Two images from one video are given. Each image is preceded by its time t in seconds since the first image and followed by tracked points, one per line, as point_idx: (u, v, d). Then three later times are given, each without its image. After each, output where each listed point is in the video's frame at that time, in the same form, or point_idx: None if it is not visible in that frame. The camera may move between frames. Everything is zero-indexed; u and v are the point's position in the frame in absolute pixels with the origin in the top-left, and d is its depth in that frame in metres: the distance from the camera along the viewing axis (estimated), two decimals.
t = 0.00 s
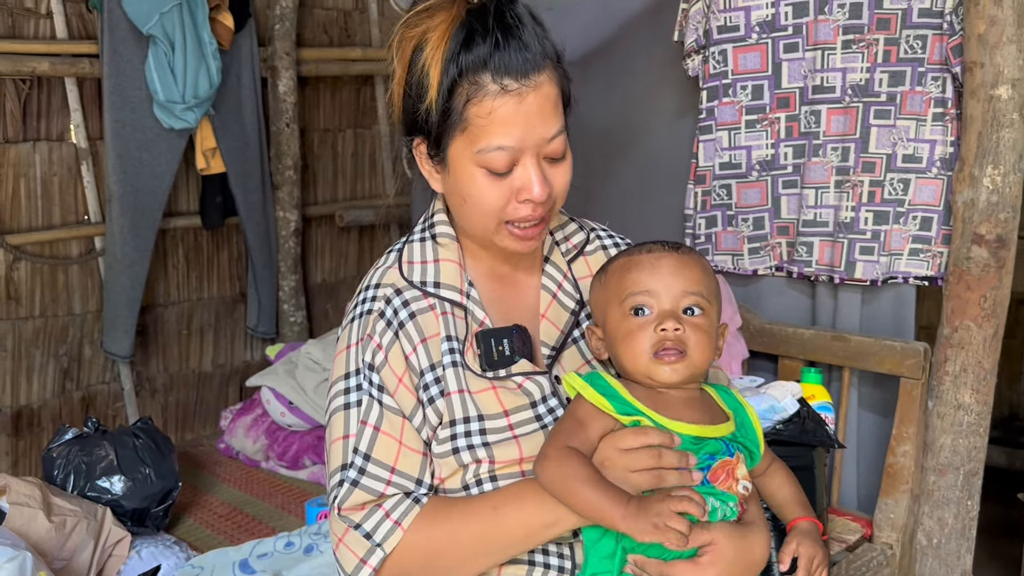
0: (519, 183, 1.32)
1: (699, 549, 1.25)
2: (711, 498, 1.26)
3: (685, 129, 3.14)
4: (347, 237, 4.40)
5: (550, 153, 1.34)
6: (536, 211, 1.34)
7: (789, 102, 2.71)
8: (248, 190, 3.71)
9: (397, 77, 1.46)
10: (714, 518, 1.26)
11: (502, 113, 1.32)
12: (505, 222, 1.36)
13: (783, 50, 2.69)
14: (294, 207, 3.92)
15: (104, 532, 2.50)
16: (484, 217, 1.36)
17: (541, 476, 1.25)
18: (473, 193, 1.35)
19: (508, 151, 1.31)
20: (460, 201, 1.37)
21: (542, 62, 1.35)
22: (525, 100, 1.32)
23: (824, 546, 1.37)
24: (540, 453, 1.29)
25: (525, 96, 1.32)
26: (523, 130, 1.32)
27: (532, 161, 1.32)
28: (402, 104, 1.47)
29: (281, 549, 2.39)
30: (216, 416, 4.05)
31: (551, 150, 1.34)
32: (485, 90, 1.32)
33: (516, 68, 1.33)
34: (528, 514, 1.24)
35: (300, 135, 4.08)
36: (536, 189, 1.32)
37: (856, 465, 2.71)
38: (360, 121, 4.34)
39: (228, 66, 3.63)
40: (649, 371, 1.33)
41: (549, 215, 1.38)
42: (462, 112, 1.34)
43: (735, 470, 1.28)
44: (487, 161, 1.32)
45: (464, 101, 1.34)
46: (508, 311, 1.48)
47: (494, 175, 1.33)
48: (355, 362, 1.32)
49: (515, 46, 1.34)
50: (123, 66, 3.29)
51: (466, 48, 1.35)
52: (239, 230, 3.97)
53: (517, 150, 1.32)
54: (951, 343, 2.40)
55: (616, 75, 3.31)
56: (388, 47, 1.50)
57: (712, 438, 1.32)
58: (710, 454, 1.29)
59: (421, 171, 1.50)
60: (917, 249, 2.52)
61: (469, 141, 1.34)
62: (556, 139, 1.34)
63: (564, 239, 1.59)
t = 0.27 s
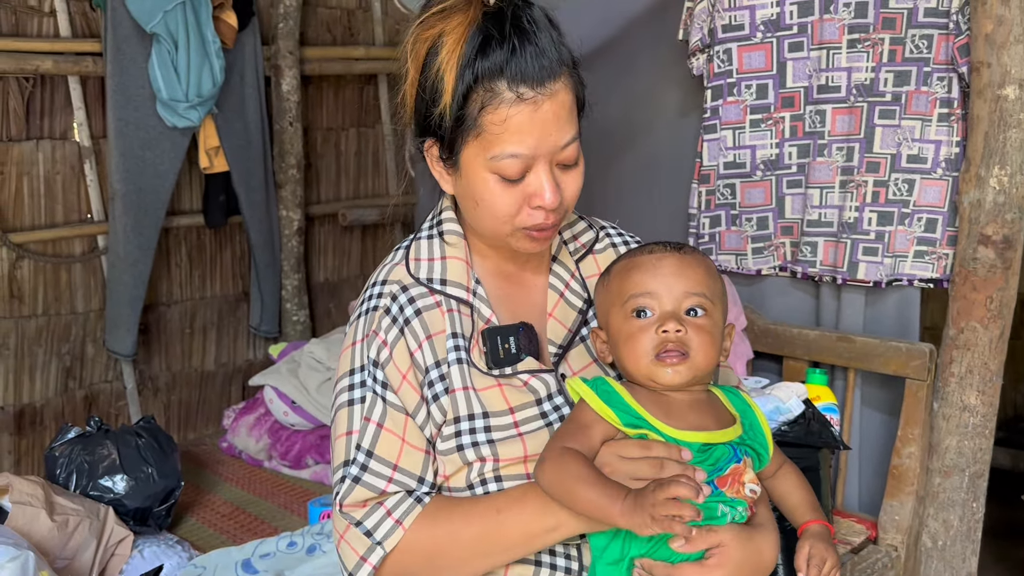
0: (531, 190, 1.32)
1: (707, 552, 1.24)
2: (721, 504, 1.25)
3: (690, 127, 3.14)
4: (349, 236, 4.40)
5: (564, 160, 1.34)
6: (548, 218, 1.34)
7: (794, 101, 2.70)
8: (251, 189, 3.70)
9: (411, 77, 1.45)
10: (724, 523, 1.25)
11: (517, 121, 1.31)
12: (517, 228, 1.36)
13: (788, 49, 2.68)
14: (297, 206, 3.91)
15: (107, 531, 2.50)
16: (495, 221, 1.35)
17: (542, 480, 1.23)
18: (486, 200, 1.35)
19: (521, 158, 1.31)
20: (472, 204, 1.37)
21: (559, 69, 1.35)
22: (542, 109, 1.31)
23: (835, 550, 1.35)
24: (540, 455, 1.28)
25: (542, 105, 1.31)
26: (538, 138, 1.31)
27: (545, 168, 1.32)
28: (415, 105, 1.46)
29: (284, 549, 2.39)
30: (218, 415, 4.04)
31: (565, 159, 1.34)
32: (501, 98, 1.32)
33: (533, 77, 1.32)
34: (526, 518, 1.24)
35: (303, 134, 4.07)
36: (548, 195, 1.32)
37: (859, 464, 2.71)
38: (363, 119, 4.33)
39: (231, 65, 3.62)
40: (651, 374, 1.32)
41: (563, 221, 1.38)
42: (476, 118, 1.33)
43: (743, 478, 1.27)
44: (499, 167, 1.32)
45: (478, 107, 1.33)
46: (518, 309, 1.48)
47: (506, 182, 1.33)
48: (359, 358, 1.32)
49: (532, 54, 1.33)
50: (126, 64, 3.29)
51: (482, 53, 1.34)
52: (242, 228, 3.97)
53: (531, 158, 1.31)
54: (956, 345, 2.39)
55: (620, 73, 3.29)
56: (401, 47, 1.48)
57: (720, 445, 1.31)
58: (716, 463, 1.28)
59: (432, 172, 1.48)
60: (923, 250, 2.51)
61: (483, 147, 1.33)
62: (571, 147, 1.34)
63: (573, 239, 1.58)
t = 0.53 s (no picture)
0: (546, 195, 1.32)
1: (718, 560, 1.25)
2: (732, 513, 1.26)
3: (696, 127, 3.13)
4: (354, 235, 4.39)
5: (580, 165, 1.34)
6: (563, 223, 1.34)
7: (800, 101, 2.69)
8: (256, 188, 3.70)
9: (430, 75, 1.44)
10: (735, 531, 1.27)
11: (536, 127, 1.30)
12: (531, 232, 1.35)
13: (794, 48, 2.67)
14: (302, 205, 3.91)
15: (111, 530, 2.49)
16: (510, 225, 1.35)
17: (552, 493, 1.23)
18: (500, 203, 1.34)
19: (539, 164, 1.30)
20: (486, 205, 1.36)
21: (580, 74, 1.34)
22: (560, 115, 1.31)
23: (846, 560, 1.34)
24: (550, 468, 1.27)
25: (560, 111, 1.31)
26: (556, 144, 1.30)
27: (562, 174, 1.32)
28: (432, 103, 1.45)
29: (289, 549, 2.38)
30: (222, 415, 4.04)
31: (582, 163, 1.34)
32: (520, 103, 1.31)
33: (554, 83, 1.31)
34: (534, 525, 1.23)
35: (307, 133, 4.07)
36: (564, 201, 1.31)
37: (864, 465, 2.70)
38: (368, 119, 4.32)
39: (236, 64, 3.62)
40: (662, 379, 1.32)
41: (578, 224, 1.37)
42: (495, 121, 1.32)
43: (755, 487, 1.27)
44: (516, 172, 1.31)
45: (497, 111, 1.32)
46: (529, 309, 1.47)
47: (522, 186, 1.32)
48: (370, 355, 1.31)
49: (553, 59, 1.32)
50: (131, 62, 3.29)
51: (503, 57, 1.33)
52: (246, 228, 3.96)
53: (548, 163, 1.31)
54: (963, 345, 2.38)
55: (628, 70, 3.27)
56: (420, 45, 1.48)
57: (733, 451, 1.30)
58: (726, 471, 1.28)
59: (448, 171, 1.47)
60: (929, 252, 2.50)
61: (500, 150, 1.33)
62: (589, 153, 1.34)
63: (586, 239, 1.58)
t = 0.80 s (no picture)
0: (552, 196, 1.32)
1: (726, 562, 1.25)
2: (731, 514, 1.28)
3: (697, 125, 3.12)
4: (355, 235, 4.40)
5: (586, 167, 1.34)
6: (568, 224, 1.34)
7: (801, 100, 2.69)
8: (257, 187, 3.71)
9: (435, 76, 1.44)
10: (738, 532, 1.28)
11: (543, 127, 1.30)
12: (536, 232, 1.36)
13: (795, 48, 2.68)
14: (303, 204, 3.90)
15: (113, 529, 2.50)
16: (515, 226, 1.35)
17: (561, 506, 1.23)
18: (506, 203, 1.34)
19: (545, 165, 1.30)
20: (491, 205, 1.36)
21: (588, 75, 1.34)
22: (567, 114, 1.31)
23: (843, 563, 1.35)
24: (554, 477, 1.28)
25: (569, 111, 1.31)
26: (563, 146, 1.31)
27: (568, 174, 1.32)
28: (438, 103, 1.46)
29: (290, 548, 2.38)
30: (223, 414, 4.04)
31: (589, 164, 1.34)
32: (527, 103, 1.31)
33: (561, 83, 1.31)
34: (538, 529, 1.25)
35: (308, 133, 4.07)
36: (570, 201, 1.31)
37: (864, 465, 2.71)
38: (369, 118, 4.32)
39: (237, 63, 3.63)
40: (663, 382, 1.32)
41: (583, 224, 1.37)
42: (502, 121, 1.33)
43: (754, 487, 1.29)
44: (522, 173, 1.31)
45: (504, 111, 1.33)
46: (528, 308, 1.47)
47: (529, 187, 1.32)
48: (375, 356, 1.30)
49: (561, 59, 1.33)
50: (132, 62, 3.29)
51: (510, 58, 1.34)
52: (248, 227, 3.96)
53: (555, 163, 1.31)
54: (964, 345, 2.38)
55: (629, 69, 3.27)
56: (426, 46, 1.48)
57: (732, 454, 1.31)
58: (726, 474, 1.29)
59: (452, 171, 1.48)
60: (928, 251, 2.51)
61: (507, 150, 1.33)
62: (595, 154, 1.34)
63: (588, 240, 1.58)
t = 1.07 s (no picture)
0: (547, 197, 1.33)
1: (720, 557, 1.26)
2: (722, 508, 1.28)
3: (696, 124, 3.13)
4: (353, 234, 4.40)
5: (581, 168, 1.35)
6: (563, 224, 1.35)
7: (798, 100, 2.70)
8: (255, 185, 3.71)
9: (434, 74, 1.44)
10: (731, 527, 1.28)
11: (540, 129, 1.31)
12: (531, 233, 1.36)
13: (792, 47, 2.68)
14: (301, 203, 3.90)
15: (110, 526, 2.50)
16: (511, 226, 1.36)
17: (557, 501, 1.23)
18: (501, 204, 1.35)
19: (541, 166, 1.31)
20: (487, 205, 1.37)
21: (585, 78, 1.35)
22: (563, 117, 1.31)
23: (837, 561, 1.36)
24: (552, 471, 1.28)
25: (564, 114, 1.32)
26: (559, 147, 1.31)
27: (563, 176, 1.33)
28: (437, 101, 1.46)
29: (287, 545, 2.39)
30: (222, 412, 4.05)
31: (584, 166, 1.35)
32: (524, 105, 1.32)
33: (558, 86, 1.32)
34: (532, 524, 1.25)
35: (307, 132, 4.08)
36: (564, 203, 1.32)
37: (861, 466, 2.71)
38: (367, 117, 4.33)
39: (235, 62, 3.63)
40: (658, 379, 1.32)
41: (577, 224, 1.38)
42: (498, 123, 1.33)
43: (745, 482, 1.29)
44: (518, 174, 1.32)
45: (501, 112, 1.33)
46: (524, 305, 1.48)
47: (524, 189, 1.33)
48: (370, 353, 1.31)
49: (558, 62, 1.33)
50: (130, 60, 3.29)
51: (509, 60, 1.34)
52: (246, 225, 3.97)
53: (551, 165, 1.31)
54: (960, 343, 2.39)
55: (628, 68, 3.28)
56: (426, 45, 1.48)
57: (724, 450, 1.32)
58: (716, 469, 1.29)
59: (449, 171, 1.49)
60: (923, 248, 2.51)
61: (503, 152, 1.33)
62: (590, 157, 1.35)
63: (582, 239, 1.59)
